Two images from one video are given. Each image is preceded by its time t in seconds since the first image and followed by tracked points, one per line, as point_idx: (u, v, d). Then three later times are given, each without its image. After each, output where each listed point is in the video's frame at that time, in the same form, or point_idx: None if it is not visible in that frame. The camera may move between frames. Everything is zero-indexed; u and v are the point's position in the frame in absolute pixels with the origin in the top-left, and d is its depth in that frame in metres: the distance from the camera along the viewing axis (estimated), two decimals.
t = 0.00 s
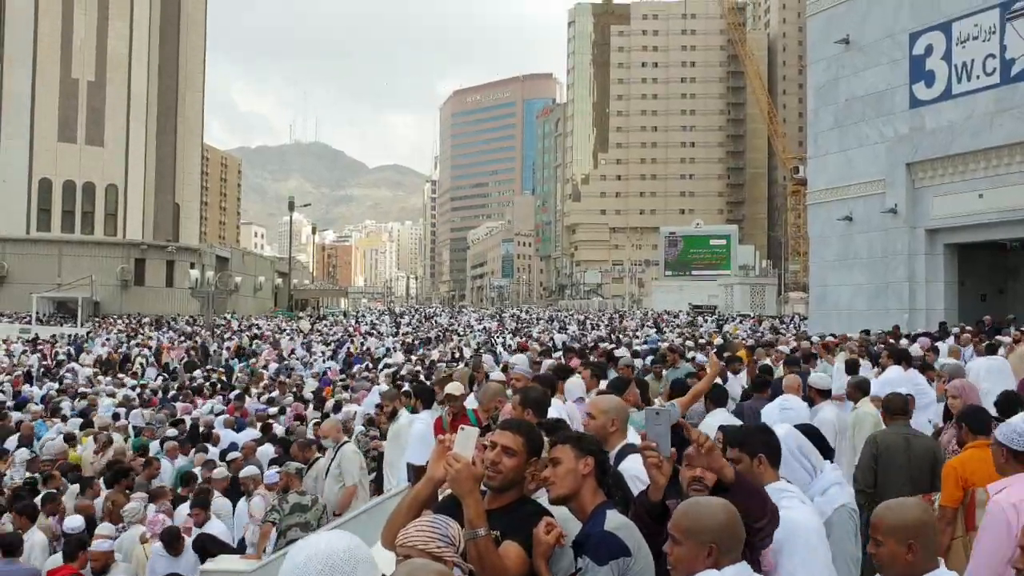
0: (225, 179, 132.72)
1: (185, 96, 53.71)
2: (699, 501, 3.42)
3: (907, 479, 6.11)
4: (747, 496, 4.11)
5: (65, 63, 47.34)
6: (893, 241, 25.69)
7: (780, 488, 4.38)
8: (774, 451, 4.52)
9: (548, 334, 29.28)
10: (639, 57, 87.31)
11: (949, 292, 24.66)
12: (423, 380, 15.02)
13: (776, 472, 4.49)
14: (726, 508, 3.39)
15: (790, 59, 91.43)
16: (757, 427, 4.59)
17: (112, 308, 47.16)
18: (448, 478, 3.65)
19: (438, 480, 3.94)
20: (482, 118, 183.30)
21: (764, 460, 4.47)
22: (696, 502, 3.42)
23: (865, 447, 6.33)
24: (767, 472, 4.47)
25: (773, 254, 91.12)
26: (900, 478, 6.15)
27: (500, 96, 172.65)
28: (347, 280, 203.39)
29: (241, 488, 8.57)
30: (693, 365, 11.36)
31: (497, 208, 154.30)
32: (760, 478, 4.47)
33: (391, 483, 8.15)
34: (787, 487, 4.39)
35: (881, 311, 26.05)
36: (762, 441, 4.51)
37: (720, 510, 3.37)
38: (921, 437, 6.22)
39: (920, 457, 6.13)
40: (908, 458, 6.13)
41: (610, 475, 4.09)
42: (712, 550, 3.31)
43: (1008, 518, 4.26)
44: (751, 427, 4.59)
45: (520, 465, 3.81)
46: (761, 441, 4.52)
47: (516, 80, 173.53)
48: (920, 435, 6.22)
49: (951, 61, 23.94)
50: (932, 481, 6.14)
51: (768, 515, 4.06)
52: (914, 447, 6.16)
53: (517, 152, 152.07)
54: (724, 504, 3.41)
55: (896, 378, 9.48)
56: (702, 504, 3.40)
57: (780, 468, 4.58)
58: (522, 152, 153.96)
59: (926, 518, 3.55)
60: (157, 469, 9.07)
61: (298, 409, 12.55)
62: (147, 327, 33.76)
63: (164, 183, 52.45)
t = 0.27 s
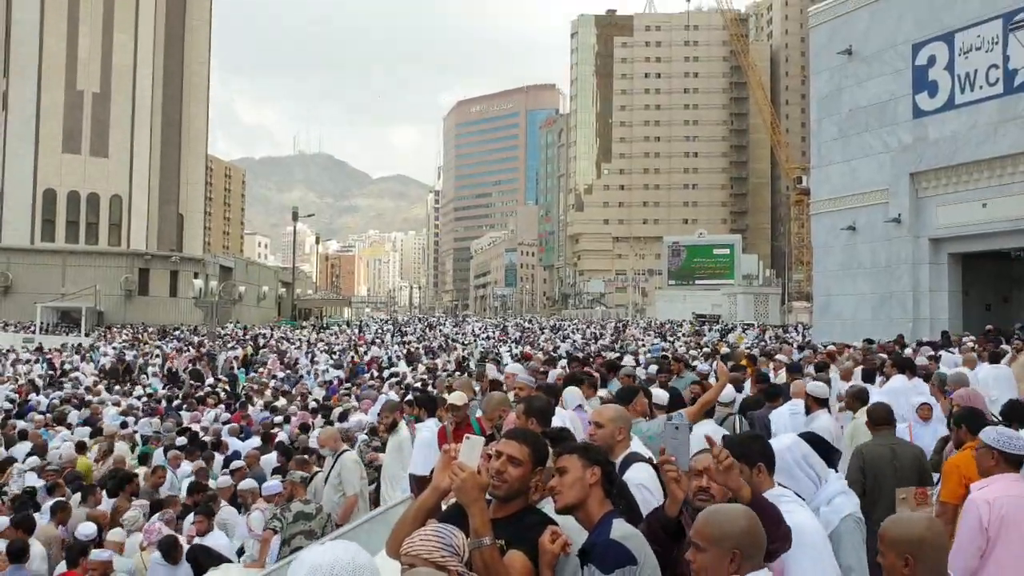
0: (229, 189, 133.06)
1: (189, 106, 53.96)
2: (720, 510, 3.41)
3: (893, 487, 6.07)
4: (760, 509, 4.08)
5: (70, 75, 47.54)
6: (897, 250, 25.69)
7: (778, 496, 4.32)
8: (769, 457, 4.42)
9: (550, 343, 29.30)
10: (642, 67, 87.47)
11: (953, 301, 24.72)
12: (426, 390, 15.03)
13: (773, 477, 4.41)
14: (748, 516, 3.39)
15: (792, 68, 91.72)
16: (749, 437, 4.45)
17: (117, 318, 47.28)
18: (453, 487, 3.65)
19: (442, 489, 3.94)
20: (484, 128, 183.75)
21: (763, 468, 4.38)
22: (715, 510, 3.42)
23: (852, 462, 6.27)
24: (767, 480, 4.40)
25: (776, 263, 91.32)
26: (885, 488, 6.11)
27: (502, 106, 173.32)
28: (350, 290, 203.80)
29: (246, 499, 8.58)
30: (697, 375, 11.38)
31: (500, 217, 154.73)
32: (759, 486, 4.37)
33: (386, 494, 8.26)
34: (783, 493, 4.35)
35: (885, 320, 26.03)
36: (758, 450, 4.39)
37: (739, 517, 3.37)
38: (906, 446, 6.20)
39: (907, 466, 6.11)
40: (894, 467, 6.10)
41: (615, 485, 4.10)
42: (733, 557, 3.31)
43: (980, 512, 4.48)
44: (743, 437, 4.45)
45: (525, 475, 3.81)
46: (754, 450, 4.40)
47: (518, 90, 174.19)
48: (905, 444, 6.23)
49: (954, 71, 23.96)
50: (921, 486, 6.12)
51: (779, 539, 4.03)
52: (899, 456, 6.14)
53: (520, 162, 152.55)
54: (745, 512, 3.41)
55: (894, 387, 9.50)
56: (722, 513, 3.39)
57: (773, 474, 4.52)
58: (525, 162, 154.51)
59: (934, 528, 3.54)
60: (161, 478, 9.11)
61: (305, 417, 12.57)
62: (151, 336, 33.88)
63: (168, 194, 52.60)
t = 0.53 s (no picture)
0: (233, 187, 133.16)
1: (193, 103, 54.00)
2: (737, 506, 3.42)
3: (877, 486, 6.22)
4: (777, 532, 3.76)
5: (74, 71, 47.59)
6: (901, 248, 25.67)
7: (784, 492, 4.32)
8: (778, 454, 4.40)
9: (554, 341, 29.30)
10: (646, 64, 87.35)
11: (957, 300, 24.70)
12: (430, 386, 15.06)
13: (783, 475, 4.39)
14: (762, 510, 3.42)
15: (796, 66, 91.53)
16: (755, 434, 4.42)
17: (121, 315, 47.31)
18: (459, 484, 3.66)
19: (447, 486, 3.94)
20: (488, 125, 183.61)
21: (773, 467, 4.35)
22: (735, 506, 3.43)
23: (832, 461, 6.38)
24: (776, 479, 4.36)
25: (780, 261, 91.18)
26: (868, 487, 6.25)
27: (506, 103, 173.17)
28: (353, 287, 203.95)
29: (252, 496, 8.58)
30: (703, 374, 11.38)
31: (503, 215, 154.61)
32: (768, 485, 4.36)
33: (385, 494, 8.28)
34: (791, 489, 4.34)
35: (889, 318, 26.01)
36: (768, 447, 4.36)
37: (757, 510, 3.40)
38: (883, 442, 6.34)
39: (883, 461, 6.27)
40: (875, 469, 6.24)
41: (622, 483, 4.11)
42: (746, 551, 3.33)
43: (963, 500, 4.58)
44: (749, 434, 4.42)
45: (530, 472, 3.82)
46: (762, 448, 4.38)
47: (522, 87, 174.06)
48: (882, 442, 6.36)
49: (959, 69, 23.91)
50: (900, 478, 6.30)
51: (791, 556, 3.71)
52: (876, 452, 6.28)
53: (523, 159, 152.45)
54: (761, 505, 3.43)
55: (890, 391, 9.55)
56: (739, 509, 3.41)
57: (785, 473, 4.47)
58: (529, 160, 154.37)
59: (943, 522, 3.54)
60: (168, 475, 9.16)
61: (312, 414, 12.59)
62: (155, 333, 33.92)
63: (173, 191, 52.61)
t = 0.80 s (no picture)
0: (250, 184, 133.70)
1: (211, 101, 54.26)
2: (760, 501, 3.42)
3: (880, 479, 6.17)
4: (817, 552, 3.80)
5: (93, 71, 47.91)
6: (920, 243, 25.47)
7: (833, 494, 4.20)
8: (827, 458, 4.36)
9: (571, 338, 29.29)
10: (662, 60, 87.02)
11: (977, 295, 24.47)
12: (448, 383, 15.09)
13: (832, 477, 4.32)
14: (786, 504, 3.40)
15: (813, 61, 90.93)
16: (804, 438, 4.44)
17: (139, 313, 47.71)
18: (477, 481, 3.67)
19: (465, 483, 3.95)
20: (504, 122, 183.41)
21: (820, 468, 4.30)
22: (757, 502, 3.42)
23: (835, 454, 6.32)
24: (822, 479, 4.30)
25: (798, 256, 90.66)
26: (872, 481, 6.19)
27: (522, 99, 173.04)
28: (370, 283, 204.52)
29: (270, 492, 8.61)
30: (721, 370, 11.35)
31: (519, 211, 154.55)
32: (815, 487, 4.30)
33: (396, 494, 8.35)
34: (841, 493, 4.20)
35: (908, 314, 25.82)
36: (811, 448, 4.35)
37: (781, 506, 3.37)
38: (884, 437, 6.32)
39: (886, 455, 6.23)
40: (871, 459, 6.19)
41: (642, 479, 4.11)
42: (772, 544, 3.32)
43: (967, 494, 4.59)
44: (796, 438, 4.45)
45: (549, 468, 3.82)
46: (809, 448, 4.37)
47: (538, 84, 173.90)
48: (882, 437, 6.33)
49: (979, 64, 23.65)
50: (901, 476, 6.26)
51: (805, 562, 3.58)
52: (878, 445, 6.26)
53: (539, 155, 152.29)
54: (783, 501, 3.42)
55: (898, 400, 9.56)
56: (762, 504, 3.40)
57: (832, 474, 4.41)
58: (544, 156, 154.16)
59: (971, 512, 3.58)
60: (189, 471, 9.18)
61: (332, 411, 12.65)
62: (173, 330, 34.14)
63: (191, 189, 52.87)
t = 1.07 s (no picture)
0: (269, 183, 134.47)
1: (230, 100, 54.59)
2: (777, 501, 3.40)
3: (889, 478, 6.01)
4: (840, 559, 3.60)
5: (113, 70, 48.30)
6: (941, 240, 25.26)
7: (888, 499, 4.03)
8: (879, 459, 4.18)
9: (589, 335, 29.31)
10: (680, 57, 86.78)
11: (999, 292, 24.24)
12: (468, 379, 15.12)
13: (885, 480, 4.14)
14: (802, 503, 3.39)
15: (833, 57, 90.37)
16: (853, 436, 4.23)
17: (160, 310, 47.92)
18: (494, 479, 3.68)
19: (484, 480, 3.94)
20: (521, 119, 183.48)
21: (873, 471, 4.12)
22: (773, 501, 3.41)
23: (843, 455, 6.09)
24: (878, 483, 4.12)
25: (816, 253, 90.19)
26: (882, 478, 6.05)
27: (539, 97, 173.11)
28: (388, 281, 205.24)
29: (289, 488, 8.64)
30: (740, 367, 11.31)
31: (536, 209, 154.65)
32: (869, 489, 4.12)
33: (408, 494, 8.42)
34: (897, 497, 4.04)
35: (929, 311, 25.63)
36: (864, 449, 4.14)
37: (798, 506, 3.36)
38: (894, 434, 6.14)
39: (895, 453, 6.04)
40: (893, 456, 6.01)
41: (661, 478, 4.11)
42: (793, 545, 3.30)
43: (978, 483, 4.92)
44: (846, 436, 4.25)
45: (567, 466, 3.81)
46: (859, 449, 4.16)
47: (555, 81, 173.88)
48: (892, 430, 6.23)
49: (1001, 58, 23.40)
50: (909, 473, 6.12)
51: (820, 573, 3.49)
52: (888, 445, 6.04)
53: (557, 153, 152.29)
54: (800, 500, 3.40)
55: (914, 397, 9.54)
56: (779, 503, 3.39)
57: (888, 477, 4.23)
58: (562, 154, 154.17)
59: (992, 504, 3.68)
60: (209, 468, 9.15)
61: (354, 407, 12.70)
62: (194, 327, 34.48)
63: (210, 187, 53.17)
